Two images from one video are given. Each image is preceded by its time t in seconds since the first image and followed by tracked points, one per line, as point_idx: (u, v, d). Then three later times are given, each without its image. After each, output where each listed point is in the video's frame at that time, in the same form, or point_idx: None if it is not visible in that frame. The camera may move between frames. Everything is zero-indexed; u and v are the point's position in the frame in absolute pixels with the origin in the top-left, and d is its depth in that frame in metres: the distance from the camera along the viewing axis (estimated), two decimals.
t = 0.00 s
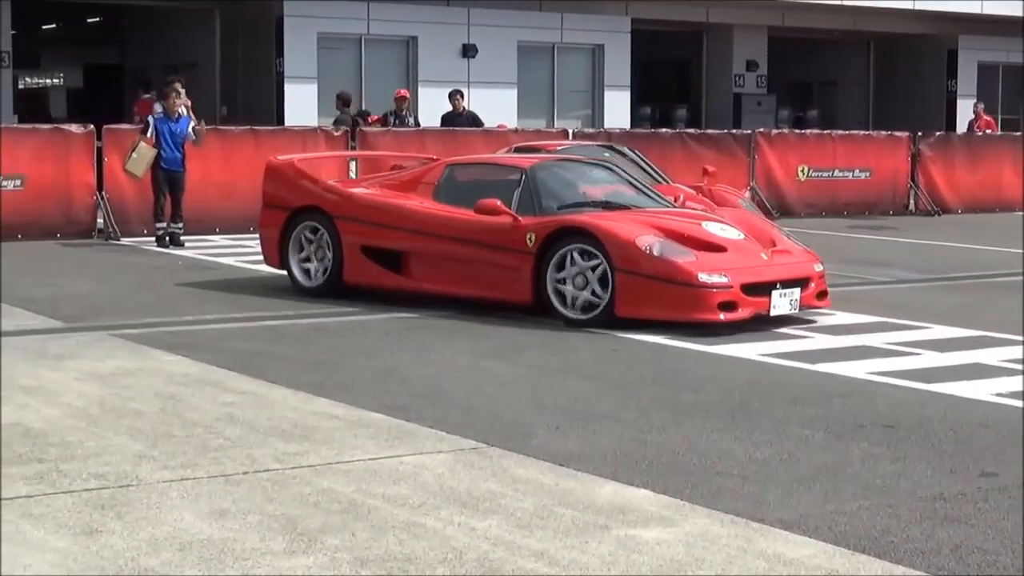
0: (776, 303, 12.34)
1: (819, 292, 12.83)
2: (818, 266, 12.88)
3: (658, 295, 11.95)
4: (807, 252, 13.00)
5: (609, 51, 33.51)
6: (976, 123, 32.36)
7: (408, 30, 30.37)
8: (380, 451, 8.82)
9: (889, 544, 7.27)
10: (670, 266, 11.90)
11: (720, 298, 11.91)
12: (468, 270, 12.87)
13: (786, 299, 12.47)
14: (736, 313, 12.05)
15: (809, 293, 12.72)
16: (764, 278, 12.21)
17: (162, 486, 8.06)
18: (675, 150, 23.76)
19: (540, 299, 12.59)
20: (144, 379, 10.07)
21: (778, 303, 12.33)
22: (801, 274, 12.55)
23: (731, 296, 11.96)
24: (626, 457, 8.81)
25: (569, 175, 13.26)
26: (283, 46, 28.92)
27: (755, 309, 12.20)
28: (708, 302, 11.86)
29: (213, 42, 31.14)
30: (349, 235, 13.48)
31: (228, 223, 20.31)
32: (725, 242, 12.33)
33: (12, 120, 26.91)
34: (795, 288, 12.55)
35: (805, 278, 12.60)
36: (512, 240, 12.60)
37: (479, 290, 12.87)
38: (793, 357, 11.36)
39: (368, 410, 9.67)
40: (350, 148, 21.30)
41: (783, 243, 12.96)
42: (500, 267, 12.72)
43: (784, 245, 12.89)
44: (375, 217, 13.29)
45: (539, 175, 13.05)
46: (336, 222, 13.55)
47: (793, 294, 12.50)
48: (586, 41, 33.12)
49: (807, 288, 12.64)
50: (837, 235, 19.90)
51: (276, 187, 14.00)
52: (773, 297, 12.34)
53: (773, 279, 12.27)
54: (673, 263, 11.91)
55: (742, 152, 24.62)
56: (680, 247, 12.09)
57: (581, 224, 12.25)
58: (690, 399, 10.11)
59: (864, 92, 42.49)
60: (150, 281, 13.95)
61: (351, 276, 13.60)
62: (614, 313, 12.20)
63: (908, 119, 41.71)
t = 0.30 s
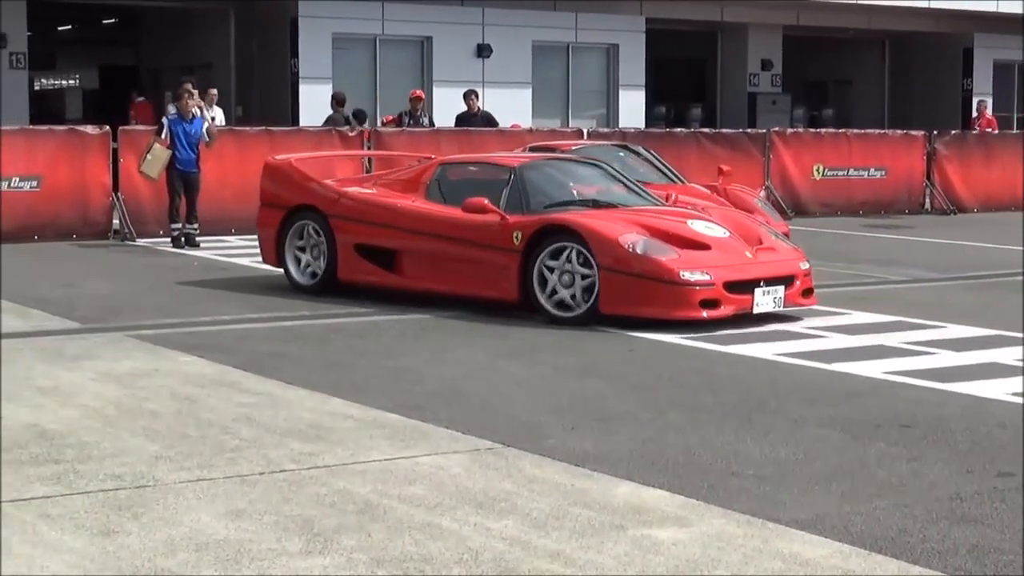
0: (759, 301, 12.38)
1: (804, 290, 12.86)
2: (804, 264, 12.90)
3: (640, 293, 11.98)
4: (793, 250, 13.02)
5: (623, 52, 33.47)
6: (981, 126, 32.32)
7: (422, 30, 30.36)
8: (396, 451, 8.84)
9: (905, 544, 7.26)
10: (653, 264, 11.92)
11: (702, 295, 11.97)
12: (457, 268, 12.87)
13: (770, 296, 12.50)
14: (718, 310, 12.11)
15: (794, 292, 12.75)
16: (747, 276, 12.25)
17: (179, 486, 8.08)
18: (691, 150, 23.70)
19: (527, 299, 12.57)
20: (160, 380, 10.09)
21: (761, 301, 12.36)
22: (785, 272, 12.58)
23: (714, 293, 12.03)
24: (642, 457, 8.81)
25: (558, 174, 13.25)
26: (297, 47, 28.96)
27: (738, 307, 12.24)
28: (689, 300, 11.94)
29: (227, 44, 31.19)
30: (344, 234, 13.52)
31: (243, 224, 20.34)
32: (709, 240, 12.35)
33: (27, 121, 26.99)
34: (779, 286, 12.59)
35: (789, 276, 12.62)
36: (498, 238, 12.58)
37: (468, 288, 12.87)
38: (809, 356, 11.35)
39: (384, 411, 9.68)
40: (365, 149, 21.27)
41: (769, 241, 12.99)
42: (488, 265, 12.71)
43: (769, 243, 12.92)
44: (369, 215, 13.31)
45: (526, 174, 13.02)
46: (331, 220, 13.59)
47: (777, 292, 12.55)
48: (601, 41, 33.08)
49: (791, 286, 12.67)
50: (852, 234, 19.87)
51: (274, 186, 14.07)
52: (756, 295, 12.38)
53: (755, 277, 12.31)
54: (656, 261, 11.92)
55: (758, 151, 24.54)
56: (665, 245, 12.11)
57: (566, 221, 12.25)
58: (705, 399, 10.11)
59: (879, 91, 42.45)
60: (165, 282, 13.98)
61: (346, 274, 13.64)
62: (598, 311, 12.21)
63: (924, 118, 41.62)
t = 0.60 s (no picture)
0: (741, 306, 12.25)
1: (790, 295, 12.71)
2: (790, 269, 12.75)
3: (621, 298, 11.91)
4: (780, 255, 12.89)
5: (634, 57, 33.45)
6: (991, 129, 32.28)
7: (432, 36, 30.39)
8: (407, 458, 8.82)
9: (918, 552, 7.23)
10: (633, 269, 11.86)
11: (683, 301, 11.87)
12: (446, 274, 12.85)
13: (753, 302, 12.37)
14: (700, 315, 12.01)
15: (780, 297, 12.60)
16: (729, 281, 12.12)
17: (190, 493, 8.06)
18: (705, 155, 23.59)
19: (513, 304, 12.54)
20: (170, 387, 10.08)
21: (743, 306, 12.22)
22: (770, 277, 12.45)
23: (695, 299, 11.92)
24: (653, 464, 8.78)
25: (548, 179, 13.20)
26: (307, 53, 28.97)
27: (720, 312, 12.13)
28: (669, 305, 11.84)
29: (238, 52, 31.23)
30: (336, 238, 13.52)
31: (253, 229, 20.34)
32: (692, 245, 12.26)
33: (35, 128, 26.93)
34: (764, 291, 12.45)
35: (773, 282, 12.48)
36: (486, 244, 12.55)
37: (456, 293, 12.84)
38: (821, 359, 11.30)
39: (395, 418, 9.67)
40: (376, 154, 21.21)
41: (755, 246, 12.86)
42: (476, 271, 12.68)
43: (756, 247, 12.80)
44: (360, 220, 13.30)
45: (514, 179, 12.98)
46: (324, 225, 13.59)
47: (760, 296, 12.38)
48: (612, 46, 33.05)
49: (776, 291, 12.54)
50: (863, 239, 19.80)
51: (269, 191, 14.08)
52: (739, 300, 12.24)
53: (738, 282, 12.18)
54: (636, 266, 11.86)
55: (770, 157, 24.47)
56: (647, 250, 12.04)
57: (550, 227, 12.22)
58: (715, 407, 10.06)
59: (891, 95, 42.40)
60: (174, 288, 13.96)
61: (338, 278, 13.63)
62: (582, 316, 12.16)
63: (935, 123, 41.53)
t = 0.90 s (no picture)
0: (724, 325, 11.84)
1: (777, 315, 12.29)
2: (778, 288, 12.34)
3: (601, 316, 11.53)
4: (768, 273, 12.48)
5: (646, 70, 32.67)
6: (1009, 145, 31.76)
7: (439, 48, 29.73)
8: (411, 484, 8.48)
9: None
10: (613, 286, 11.48)
11: (664, 319, 11.48)
12: (428, 291, 12.46)
13: (738, 321, 11.97)
14: (681, 334, 11.61)
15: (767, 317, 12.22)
16: (713, 299, 11.73)
17: (187, 519, 7.73)
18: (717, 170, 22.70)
19: (494, 323, 12.16)
20: (168, 410, 9.75)
21: (727, 325, 11.82)
22: (756, 296, 12.04)
23: (676, 317, 11.53)
24: (666, 490, 8.44)
25: (535, 195, 12.86)
26: (310, 64, 28.26)
27: (703, 332, 11.73)
28: (650, 322, 11.45)
29: (238, 65, 30.55)
30: (319, 254, 13.15)
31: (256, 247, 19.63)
32: (675, 263, 11.88)
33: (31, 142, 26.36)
34: (749, 310, 12.04)
35: (760, 301, 12.09)
36: (469, 261, 12.17)
37: (436, 310, 12.45)
38: (839, 379, 10.94)
39: (399, 442, 9.34)
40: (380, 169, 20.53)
41: (743, 264, 12.47)
42: (458, 289, 12.29)
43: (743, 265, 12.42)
44: (343, 236, 12.92)
45: (499, 195, 12.63)
46: (307, 240, 13.22)
47: (746, 316, 12.00)
48: (622, 58, 32.28)
49: (762, 310, 12.13)
50: (877, 258, 19.42)
51: (254, 205, 13.72)
52: (723, 319, 11.85)
53: (722, 300, 11.78)
54: (616, 283, 11.49)
55: (784, 173, 23.47)
56: (628, 268, 11.68)
57: (529, 243, 11.87)
58: (728, 431, 9.72)
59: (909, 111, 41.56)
60: (173, 307, 13.60)
61: (320, 295, 13.25)
62: (562, 335, 11.77)
63: (955, 138, 40.57)
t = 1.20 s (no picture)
0: (702, 343, 11.41)
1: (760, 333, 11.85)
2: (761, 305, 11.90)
3: (574, 333, 11.13)
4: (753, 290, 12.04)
5: (658, 81, 30.99)
6: None
7: (442, 58, 28.12)
8: (415, 508, 8.15)
9: None
10: (586, 303, 11.08)
11: (639, 337, 11.06)
12: (409, 306, 12.03)
13: (718, 339, 11.54)
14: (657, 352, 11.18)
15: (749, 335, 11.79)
16: (691, 317, 11.30)
17: (184, 544, 7.40)
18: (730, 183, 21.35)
19: (469, 340, 11.75)
20: (164, 431, 9.42)
21: (705, 343, 11.39)
22: (738, 313, 11.60)
23: (652, 335, 11.10)
24: (678, 515, 8.10)
25: (518, 209, 12.45)
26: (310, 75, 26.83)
27: (680, 349, 11.30)
28: (624, 340, 11.01)
29: (237, 73, 29.14)
30: (300, 268, 12.70)
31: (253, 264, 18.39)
32: (653, 278, 11.46)
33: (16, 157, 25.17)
34: (729, 327, 11.59)
35: (742, 318, 11.65)
36: (447, 277, 11.75)
37: (416, 326, 12.02)
38: (858, 401, 10.56)
39: (402, 464, 9.01)
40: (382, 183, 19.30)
41: (727, 279, 12.03)
42: (438, 304, 11.86)
43: (728, 282, 11.99)
44: (324, 249, 12.49)
45: (478, 210, 12.23)
46: (288, 254, 12.77)
47: (726, 334, 11.56)
48: (635, 69, 30.61)
49: (744, 328, 11.70)
50: (897, 276, 18.90)
51: (237, 219, 13.26)
52: (702, 337, 11.42)
53: (701, 317, 11.36)
54: (589, 299, 11.08)
55: (799, 187, 22.00)
56: (603, 284, 11.27)
57: (503, 258, 11.46)
58: (743, 455, 9.35)
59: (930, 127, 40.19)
60: (172, 323, 13.24)
61: (301, 311, 12.81)
62: (536, 352, 11.35)
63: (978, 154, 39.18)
